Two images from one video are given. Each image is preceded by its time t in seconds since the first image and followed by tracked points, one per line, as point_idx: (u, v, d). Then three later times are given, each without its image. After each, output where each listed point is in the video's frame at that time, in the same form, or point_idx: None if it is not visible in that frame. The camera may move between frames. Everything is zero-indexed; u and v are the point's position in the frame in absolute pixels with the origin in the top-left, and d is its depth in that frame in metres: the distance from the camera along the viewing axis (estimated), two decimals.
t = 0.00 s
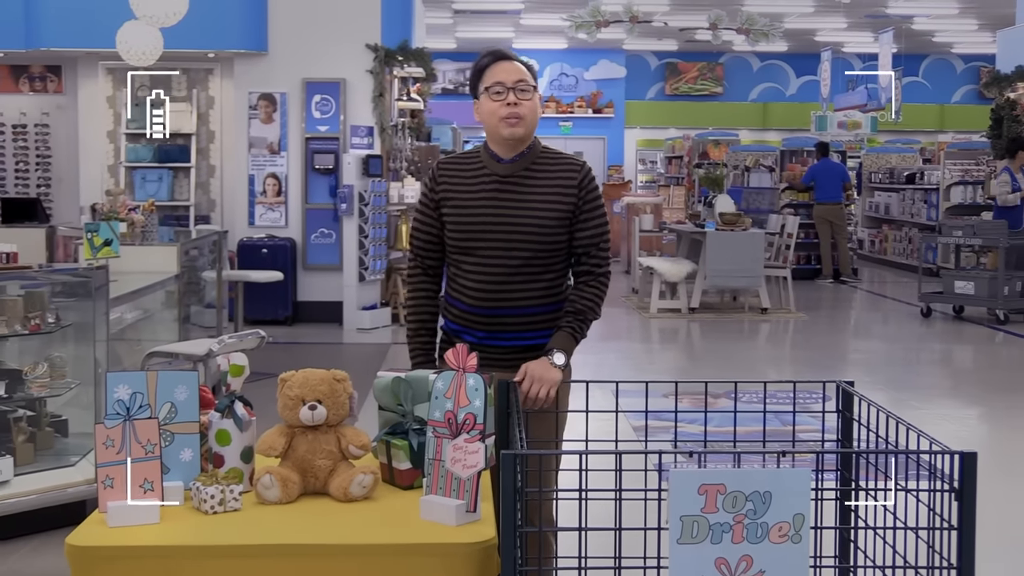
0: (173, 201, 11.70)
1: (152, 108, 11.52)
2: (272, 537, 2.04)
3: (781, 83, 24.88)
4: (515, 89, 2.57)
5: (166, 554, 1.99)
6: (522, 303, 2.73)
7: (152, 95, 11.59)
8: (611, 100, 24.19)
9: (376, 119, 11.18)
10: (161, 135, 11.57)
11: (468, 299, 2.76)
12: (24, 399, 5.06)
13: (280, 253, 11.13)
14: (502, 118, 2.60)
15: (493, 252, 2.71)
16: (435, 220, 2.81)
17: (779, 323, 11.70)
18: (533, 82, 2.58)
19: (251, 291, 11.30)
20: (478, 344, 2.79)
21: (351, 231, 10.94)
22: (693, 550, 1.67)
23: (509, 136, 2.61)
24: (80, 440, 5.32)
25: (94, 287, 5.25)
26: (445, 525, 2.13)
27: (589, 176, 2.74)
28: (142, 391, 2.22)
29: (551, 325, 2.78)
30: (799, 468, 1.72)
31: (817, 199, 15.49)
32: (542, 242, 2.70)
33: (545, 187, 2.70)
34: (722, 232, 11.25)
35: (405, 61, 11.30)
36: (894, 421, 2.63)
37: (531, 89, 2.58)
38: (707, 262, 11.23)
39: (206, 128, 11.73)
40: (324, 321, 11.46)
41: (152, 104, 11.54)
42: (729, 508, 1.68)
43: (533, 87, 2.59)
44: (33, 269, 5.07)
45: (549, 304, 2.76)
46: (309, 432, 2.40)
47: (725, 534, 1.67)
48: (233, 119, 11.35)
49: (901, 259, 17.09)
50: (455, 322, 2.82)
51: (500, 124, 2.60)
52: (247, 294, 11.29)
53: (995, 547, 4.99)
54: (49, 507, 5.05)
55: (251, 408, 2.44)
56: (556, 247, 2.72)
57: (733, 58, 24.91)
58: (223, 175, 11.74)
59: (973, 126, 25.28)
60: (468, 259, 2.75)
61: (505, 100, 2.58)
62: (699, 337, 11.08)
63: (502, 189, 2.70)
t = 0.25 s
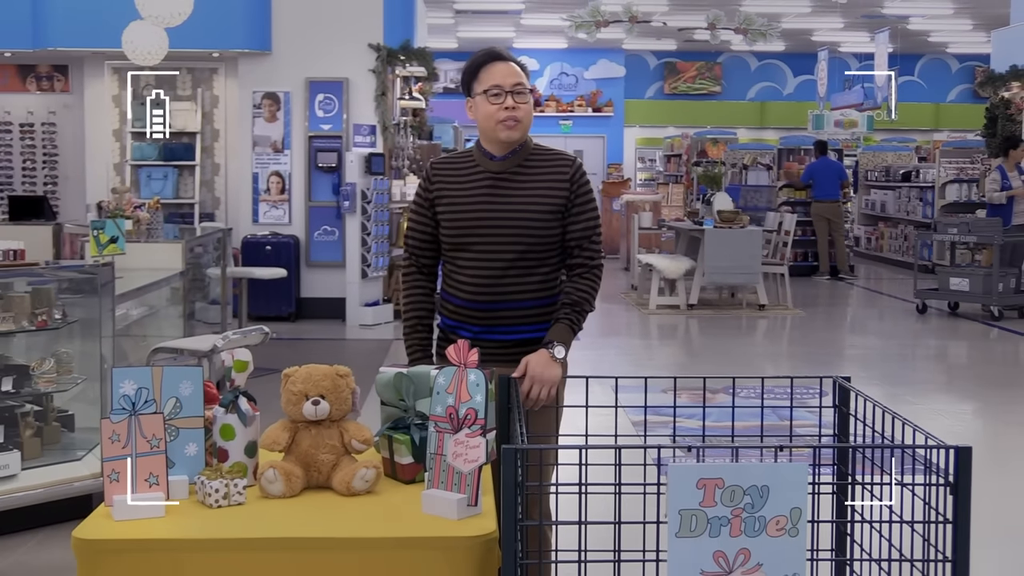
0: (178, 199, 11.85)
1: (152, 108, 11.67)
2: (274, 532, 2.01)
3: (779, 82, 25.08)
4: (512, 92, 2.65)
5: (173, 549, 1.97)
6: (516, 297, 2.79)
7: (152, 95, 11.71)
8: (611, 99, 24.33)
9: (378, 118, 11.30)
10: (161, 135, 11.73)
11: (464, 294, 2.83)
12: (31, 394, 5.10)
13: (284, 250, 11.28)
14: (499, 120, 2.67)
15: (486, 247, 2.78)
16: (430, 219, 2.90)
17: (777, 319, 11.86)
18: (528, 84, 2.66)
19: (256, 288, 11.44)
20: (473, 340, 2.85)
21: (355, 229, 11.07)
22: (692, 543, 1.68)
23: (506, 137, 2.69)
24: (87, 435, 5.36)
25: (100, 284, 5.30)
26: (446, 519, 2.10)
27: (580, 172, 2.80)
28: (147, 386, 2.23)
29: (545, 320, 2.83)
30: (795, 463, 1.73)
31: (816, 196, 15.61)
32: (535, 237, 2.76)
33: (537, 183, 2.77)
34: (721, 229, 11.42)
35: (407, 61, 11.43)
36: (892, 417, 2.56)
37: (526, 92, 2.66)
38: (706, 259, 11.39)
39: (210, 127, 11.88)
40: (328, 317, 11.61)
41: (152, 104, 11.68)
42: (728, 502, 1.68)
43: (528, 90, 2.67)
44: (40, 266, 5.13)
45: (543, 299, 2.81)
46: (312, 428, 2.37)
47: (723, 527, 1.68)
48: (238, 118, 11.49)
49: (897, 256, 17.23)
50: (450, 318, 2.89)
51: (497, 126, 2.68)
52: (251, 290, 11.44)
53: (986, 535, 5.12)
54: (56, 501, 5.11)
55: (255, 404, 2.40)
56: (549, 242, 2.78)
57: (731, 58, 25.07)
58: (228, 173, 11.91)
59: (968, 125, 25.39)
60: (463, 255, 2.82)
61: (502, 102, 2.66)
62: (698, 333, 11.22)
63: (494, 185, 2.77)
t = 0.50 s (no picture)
0: (179, 196, 11.91)
1: (152, 107, 11.70)
2: (276, 528, 2.06)
3: (777, 80, 25.14)
4: (502, 91, 2.69)
5: (176, 545, 2.02)
6: (511, 292, 2.84)
7: (152, 95, 11.74)
8: (611, 97, 24.48)
9: (378, 116, 11.36)
10: (161, 134, 11.76)
11: (458, 289, 2.87)
12: (33, 391, 5.14)
13: (285, 248, 11.34)
14: (489, 120, 2.73)
15: (482, 243, 2.83)
16: (427, 215, 2.94)
17: (776, 316, 11.91)
18: (519, 84, 2.71)
19: (257, 285, 11.50)
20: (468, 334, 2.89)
21: (355, 226, 11.11)
22: (691, 540, 1.70)
23: (498, 136, 2.75)
24: (88, 432, 5.42)
25: (101, 281, 5.33)
26: (446, 515, 2.15)
27: (577, 170, 2.85)
28: (148, 383, 2.28)
29: (541, 315, 2.87)
30: (796, 458, 1.75)
31: (817, 194, 15.69)
32: (530, 233, 2.81)
33: (533, 180, 2.82)
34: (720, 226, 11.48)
35: (407, 59, 11.48)
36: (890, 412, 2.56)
37: (517, 92, 2.70)
38: (705, 256, 11.45)
39: (211, 125, 11.94)
40: (329, 314, 11.67)
41: (152, 104, 11.71)
42: (727, 498, 1.70)
43: (519, 89, 2.72)
44: (41, 264, 5.17)
45: (539, 295, 2.86)
46: (313, 424, 2.40)
47: (722, 524, 1.70)
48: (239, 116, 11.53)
49: (895, 253, 17.29)
50: (444, 314, 2.93)
51: (488, 125, 2.74)
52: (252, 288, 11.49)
53: (984, 531, 5.18)
54: (59, 497, 5.14)
55: (256, 400, 2.44)
56: (545, 238, 2.83)
57: (730, 56, 25.13)
58: (229, 170, 11.96)
59: (967, 122, 25.28)
60: (458, 251, 2.87)
61: (492, 102, 2.71)
62: (697, 330, 11.28)
63: (490, 181, 2.82)
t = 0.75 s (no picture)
0: (180, 196, 11.94)
1: (152, 107, 11.72)
2: (278, 526, 2.09)
3: (777, 80, 25.17)
4: (502, 94, 2.73)
5: (178, 544, 2.05)
6: (509, 292, 2.86)
7: (152, 95, 11.75)
8: (611, 97, 24.51)
9: (379, 116, 11.40)
10: (161, 135, 11.79)
11: (455, 288, 2.90)
12: (35, 390, 5.16)
13: (285, 248, 11.37)
14: (489, 123, 2.77)
15: (480, 242, 2.86)
16: (427, 214, 2.97)
17: (776, 316, 11.94)
18: (518, 88, 2.73)
19: (258, 285, 11.53)
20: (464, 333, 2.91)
21: (356, 226, 11.13)
22: (691, 539, 1.73)
23: (497, 139, 2.79)
24: (90, 431, 5.44)
25: (103, 281, 5.37)
26: (447, 514, 2.18)
27: (578, 172, 2.88)
28: (150, 382, 2.30)
29: (538, 315, 2.90)
30: (794, 457, 1.77)
31: (819, 193, 15.73)
32: (530, 233, 2.84)
33: (533, 180, 2.85)
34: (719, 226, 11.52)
35: (408, 59, 11.50)
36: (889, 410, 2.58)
37: (516, 96, 2.73)
38: (705, 256, 11.48)
39: (212, 125, 11.97)
40: (330, 314, 11.70)
41: (151, 103, 11.73)
42: (726, 497, 1.73)
43: (519, 93, 2.74)
44: (43, 263, 5.20)
45: (537, 295, 2.89)
46: (314, 423, 2.43)
47: (721, 523, 1.73)
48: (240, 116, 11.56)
49: (895, 253, 17.33)
50: (441, 313, 2.95)
51: (487, 128, 2.78)
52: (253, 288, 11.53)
53: (983, 529, 5.22)
54: (61, 496, 5.16)
55: (257, 400, 2.46)
56: (544, 239, 2.86)
57: (730, 56, 25.16)
58: (230, 170, 11.99)
59: (965, 122, 25.33)
60: (456, 250, 2.90)
61: (492, 105, 2.74)
62: (696, 329, 11.32)
63: (491, 182, 2.86)
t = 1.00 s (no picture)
0: (180, 195, 11.96)
1: (153, 107, 11.75)
2: (279, 526, 2.09)
3: (777, 80, 25.18)
4: (499, 92, 2.73)
5: (179, 543, 2.05)
6: (507, 292, 2.86)
7: (152, 95, 11.78)
8: (611, 96, 24.55)
9: (379, 115, 11.39)
10: (161, 135, 11.82)
11: (453, 287, 2.90)
12: (35, 389, 5.16)
13: (285, 247, 11.37)
14: (485, 121, 2.77)
15: (478, 242, 2.86)
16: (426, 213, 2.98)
17: (775, 315, 11.95)
18: (515, 88, 2.73)
19: (258, 285, 11.54)
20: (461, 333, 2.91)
21: (356, 226, 11.11)
22: (692, 538, 1.73)
23: (492, 137, 2.79)
24: (91, 430, 5.44)
25: (103, 280, 5.37)
26: (447, 513, 2.18)
27: (577, 173, 2.88)
28: (150, 381, 2.30)
29: (536, 315, 2.89)
30: (795, 457, 1.77)
31: (822, 192, 15.73)
32: (528, 232, 2.84)
33: (531, 180, 2.85)
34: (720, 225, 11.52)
35: (408, 58, 11.49)
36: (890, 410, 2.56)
37: (513, 94, 2.73)
38: (705, 255, 11.49)
39: (212, 124, 11.98)
40: (329, 313, 11.71)
41: (152, 103, 11.76)
42: (726, 496, 1.73)
43: (516, 93, 2.74)
44: (43, 262, 5.20)
45: (535, 295, 2.88)
46: (314, 423, 2.43)
47: (721, 522, 1.73)
48: (240, 115, 11.56)
49: (895, 252, 17.33)
50: (440, 313, 2.95)
51: (483, 126, 2.78)
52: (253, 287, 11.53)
53: (983, 529, 5.22)
54: (61, 495, 5.15)
55: (257, 399, 2.46)
56: (543, 238, 2.86)
57: (730, 55, 25.17)
58: (230, 169, 11.99)
59: (965, 122, 25.36)
60: (455, 249, 2.90)
61: (488, 103, 2.75)
62: (696, 329, 11.32)
63: (490, 181, 2.86)
